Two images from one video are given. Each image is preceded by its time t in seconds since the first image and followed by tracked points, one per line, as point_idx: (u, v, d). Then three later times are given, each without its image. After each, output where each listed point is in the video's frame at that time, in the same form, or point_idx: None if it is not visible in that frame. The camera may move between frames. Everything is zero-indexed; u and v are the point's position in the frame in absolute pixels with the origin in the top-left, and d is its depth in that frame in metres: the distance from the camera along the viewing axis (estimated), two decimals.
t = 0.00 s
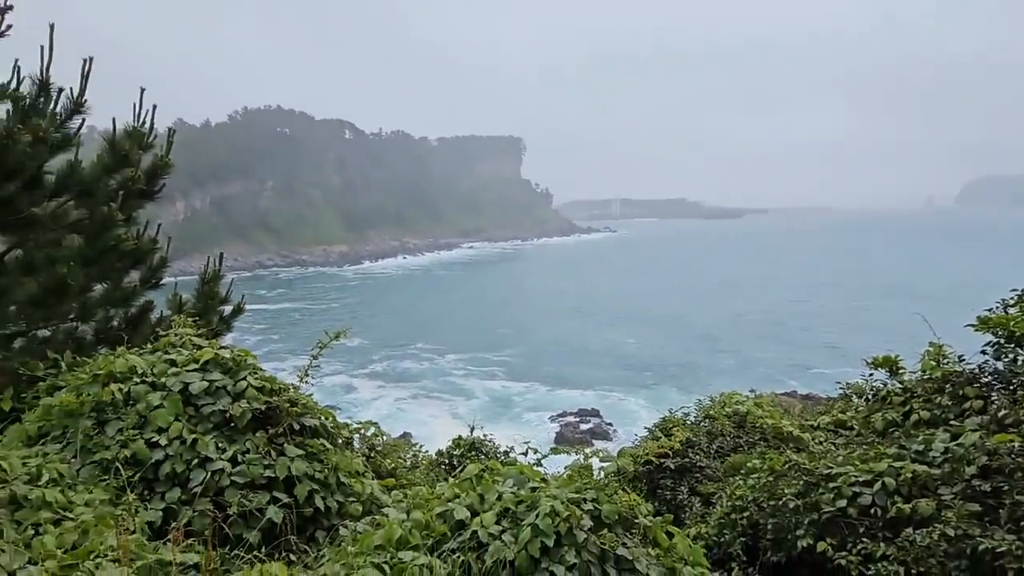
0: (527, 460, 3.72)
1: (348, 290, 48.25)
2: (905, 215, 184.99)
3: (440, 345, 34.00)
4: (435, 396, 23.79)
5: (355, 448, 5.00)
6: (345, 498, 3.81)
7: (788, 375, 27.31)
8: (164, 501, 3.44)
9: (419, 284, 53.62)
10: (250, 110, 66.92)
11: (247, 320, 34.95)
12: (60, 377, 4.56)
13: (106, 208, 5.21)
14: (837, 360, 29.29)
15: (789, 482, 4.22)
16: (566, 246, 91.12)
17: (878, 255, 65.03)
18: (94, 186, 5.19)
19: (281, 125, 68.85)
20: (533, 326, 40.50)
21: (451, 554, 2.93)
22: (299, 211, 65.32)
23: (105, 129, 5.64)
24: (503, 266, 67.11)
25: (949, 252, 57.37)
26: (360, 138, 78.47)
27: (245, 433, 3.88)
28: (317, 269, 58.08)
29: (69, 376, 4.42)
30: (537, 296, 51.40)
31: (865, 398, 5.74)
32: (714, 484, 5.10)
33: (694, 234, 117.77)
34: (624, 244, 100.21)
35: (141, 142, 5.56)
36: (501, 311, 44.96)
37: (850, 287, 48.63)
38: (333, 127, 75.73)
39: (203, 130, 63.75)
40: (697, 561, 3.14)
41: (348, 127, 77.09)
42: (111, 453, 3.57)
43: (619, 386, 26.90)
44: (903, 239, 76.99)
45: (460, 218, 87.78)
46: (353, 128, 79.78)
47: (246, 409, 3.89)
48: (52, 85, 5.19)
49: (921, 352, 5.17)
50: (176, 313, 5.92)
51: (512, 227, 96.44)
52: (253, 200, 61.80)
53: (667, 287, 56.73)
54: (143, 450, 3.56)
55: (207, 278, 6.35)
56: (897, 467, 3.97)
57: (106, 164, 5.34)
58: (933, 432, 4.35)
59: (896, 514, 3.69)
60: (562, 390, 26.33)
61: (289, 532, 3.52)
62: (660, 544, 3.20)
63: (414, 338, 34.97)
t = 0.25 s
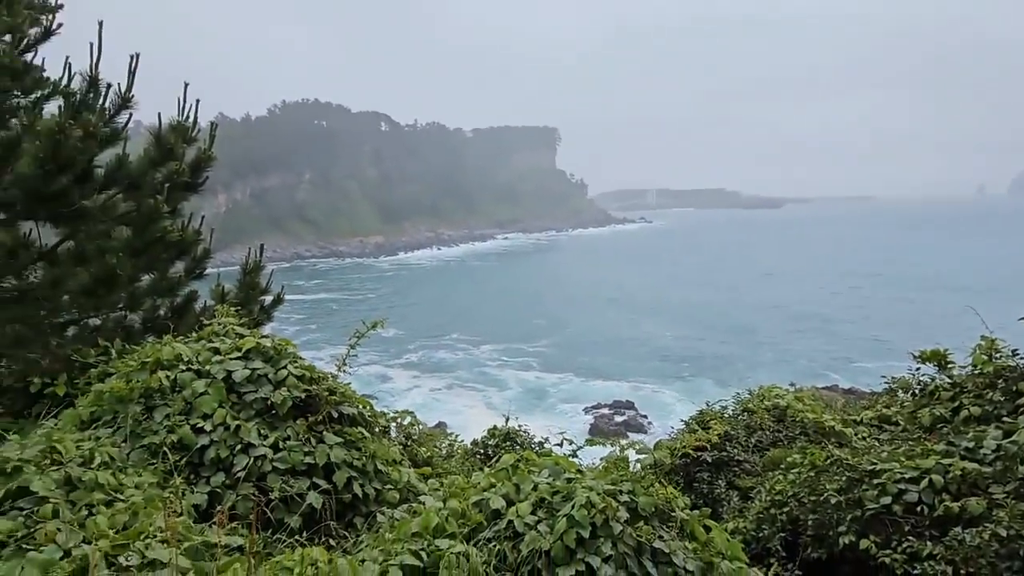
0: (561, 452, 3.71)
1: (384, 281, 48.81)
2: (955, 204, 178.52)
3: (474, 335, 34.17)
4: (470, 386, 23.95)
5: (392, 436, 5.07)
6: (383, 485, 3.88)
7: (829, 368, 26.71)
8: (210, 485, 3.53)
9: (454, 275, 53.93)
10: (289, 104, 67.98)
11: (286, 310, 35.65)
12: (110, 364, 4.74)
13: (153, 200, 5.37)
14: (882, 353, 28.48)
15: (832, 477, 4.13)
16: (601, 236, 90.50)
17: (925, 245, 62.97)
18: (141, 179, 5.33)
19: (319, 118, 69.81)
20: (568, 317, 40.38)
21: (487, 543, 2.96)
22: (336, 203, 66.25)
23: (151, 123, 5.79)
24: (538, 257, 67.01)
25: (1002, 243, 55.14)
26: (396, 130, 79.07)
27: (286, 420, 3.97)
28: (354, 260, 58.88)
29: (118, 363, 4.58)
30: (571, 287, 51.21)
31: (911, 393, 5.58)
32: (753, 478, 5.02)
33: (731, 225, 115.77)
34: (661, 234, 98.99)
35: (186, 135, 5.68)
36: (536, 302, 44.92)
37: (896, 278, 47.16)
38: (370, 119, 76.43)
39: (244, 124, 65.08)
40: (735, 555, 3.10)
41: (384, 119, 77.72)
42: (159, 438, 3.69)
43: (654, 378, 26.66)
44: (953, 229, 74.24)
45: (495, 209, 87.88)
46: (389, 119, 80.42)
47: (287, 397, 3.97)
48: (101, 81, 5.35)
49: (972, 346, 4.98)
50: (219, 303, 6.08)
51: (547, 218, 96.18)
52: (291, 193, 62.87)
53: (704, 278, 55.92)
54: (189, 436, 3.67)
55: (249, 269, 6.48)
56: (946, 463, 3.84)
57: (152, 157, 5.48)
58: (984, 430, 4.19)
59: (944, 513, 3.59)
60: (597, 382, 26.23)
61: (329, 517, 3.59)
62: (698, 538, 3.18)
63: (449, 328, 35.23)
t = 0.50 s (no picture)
0: (601, 441, 3.69)
1: (421, 272, 49.27)
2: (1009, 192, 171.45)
3: (510, 326, 34.28)
4: (505, 377, 24.06)
5: (431, 425, 5.12)
6: (423, 473, 3.94)
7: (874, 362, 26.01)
8: (256, 470, 3.60)
9: (489, 266, 54.09)
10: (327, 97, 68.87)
11: (325, 301, 36.27)
12: (160, 351, 4.93)
13: (200, 192, 5.51)
14: (931, 347, 27.59)
15: (880, 475, 4.03)
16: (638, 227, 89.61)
17: (977, 236, 60.66)
18: (188, 172, 5.45)
19: (356, 111, 70.63)
20: (604, 308, 40.18)
21: (527, 532, 2.96)
22: (374, 195, 67.01)
23: (196, 117, 5.90)
24: (574, 248, 66.75)
25: None
26: (432, 122, 79.47)
27: (329, 407, 4.04)
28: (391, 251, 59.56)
29: (168, 350, 4.73)
30: (607, 279, 50.87)
31: (965, 388, 5.38)
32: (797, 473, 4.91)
33: (772, 215, 113.36)
34: (699, 225, 97.51)
35: (231, 129, 5.79)
36: (572, 293, 44.82)
37: (946, 269, 45.57)
38: (406, 111, 77.00)
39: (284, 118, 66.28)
40: (779, 550, 3.05)
41: (420, 111, 78.20)
42: (207, 423, 3.80)
43: (692, 370, 26.36)
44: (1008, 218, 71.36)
45: (531, 200, 87.73)
46: (425, 112, 80.88)
47: (329, 385, 4.04)
48: (150, 76, 5.49)
49: None
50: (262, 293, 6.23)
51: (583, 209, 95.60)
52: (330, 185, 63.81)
53: (744, 269, 54.93)
54: (235, 422, 3.77)
55: (290, 259, 6.60)
56: (1001, 461, 3.70)
57: (198, 151, 5.61)
58: None
59: (1000, 511, 3.46)
60: (633, 373, 26.06)
61: (371, 503, 3.64)
62: (741, 532, 3.14)
63: (485, 319, 35.40)
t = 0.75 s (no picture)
0: (629, 436, 3.67)
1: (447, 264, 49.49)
2: None
3: (535, 318, 34.27)
4: (530, 369, 24.11)
5: (458, 417, 5.15)
6: (450, 465, 3.96)
7: (908, 357, 25.45)
8: (286, 459, 3.65)
9: (515, 259, 54.08)
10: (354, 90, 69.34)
11: (353, 293, 36.64)
12: (193, 341, 5.04)
13: (231, 184, 5.58)
14: (968, 342, 26.88)
15: (916, 472, 3.94)
16: (665, 220, 88.71)
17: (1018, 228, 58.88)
18: (220, 164, 5.53)
19: (384, 104, 71.01)
20: (630, 301, 39.90)
21: (555, 525, 2.96)
22: (400, 187, 67.39)
23: (227, 111, 5.97)
24: (600, 241, 66.38)
25: None
26: (457, 115, 79.57)
27: (357, 398, 4.08)
28: (417, 243, 59.89)
29: (201, 341, 4.83)
30: (633, 271, 50.51)
31: (1004, 384, 5.23)
32: (828, 469, 4.83)
33: (802, 207, 111.38)
34: (728, 217, 96.18)
35: (262, 122, 5.84)
36: (598, 286, 44.60)
37: (986, 262, 44.28)
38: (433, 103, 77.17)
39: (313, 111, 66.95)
40: (811, 547, 3.00)
41: (447, 103, 78.32)
42: (240, 412, 3.86)
43: (719, 364, 26.08)
44: None
45: (557, 192, 87.39)
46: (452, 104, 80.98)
47: (358, 375, 4.08)
48: (183, 70, 5.56)
49: None
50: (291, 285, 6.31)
51: (610, 201, 94.96)
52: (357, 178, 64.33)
53: (774, 262, 54.07)
54: (266, 411, 3.82)
55: (319, 251, 6.67)
56: None
57: (230, 144, 5.68)
58: None
59: None
60: (659, 366, 25.89)
61: (399, 493, 3.68)
62: (771, 528, 3.10)
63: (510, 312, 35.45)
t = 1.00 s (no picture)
0: (652, 429, 3.65)
1: (469, 256, 49.61)
2: None
3: (558, 311, 34.22)
4: (552, 361, 24.13)
5: (480, 408, 5.17)
6: (472, 455, 3.99)
7: (939, 351, 24.92)
8: (311, 449, 3.71)
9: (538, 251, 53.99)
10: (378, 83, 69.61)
11: (377, 284, 36.95)
12: (220, 332, 5.14)
13: (257, 177, 5.65)
14: (1002, 337, 26.20)
15: (945, 469, 3.87)
16: (689, 212, 87.78)
17: None
18: (246, 157, 5.60)
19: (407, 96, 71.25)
20: (654, 293, 39.63)
21: (576, 517, 2.96)
22: (424, 179, 67.65)
23: (253, 105, 6.02)
24: (623, 233, 65.94)
25: None
26: (481, 107, 79.45)
27: (380, 388, 4.12)
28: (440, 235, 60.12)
29: (227, 331, 4.91)
30: (657, 264, 50.12)
31: None
32: (854, 465, 4.76)
33: (831, 198, 109.37)
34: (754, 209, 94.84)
35: (287, 114, 5.87)
36: (621, 278, 44.34)
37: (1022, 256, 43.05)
38: (457, 95, 77.22)
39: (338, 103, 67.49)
40: (836, 543, 2.96)
41: (470, 95, 78.30)
42: (265, 402, 3.92)
43: (744, 357, 25.79)
44: None
45: (581, 184, 86.95)
46: (476, 96, 80.94)
47: (381, 366, 4.11)
48: (209, 64, 5.63)
49: None
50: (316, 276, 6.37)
51: (634, 193, 94.21)
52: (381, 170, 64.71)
53: (802, 255, 53.22)
54: (291, 401, 3.88)
55: (343, 243, 6.72)
56: None
57: (256, 137, 5.74)
58: None
59: None
60: (682, 359, 25.71)
61: (421, 483, 3.71)
62: (795, 523, 3.07)
63: (533, 304, 35.46)
